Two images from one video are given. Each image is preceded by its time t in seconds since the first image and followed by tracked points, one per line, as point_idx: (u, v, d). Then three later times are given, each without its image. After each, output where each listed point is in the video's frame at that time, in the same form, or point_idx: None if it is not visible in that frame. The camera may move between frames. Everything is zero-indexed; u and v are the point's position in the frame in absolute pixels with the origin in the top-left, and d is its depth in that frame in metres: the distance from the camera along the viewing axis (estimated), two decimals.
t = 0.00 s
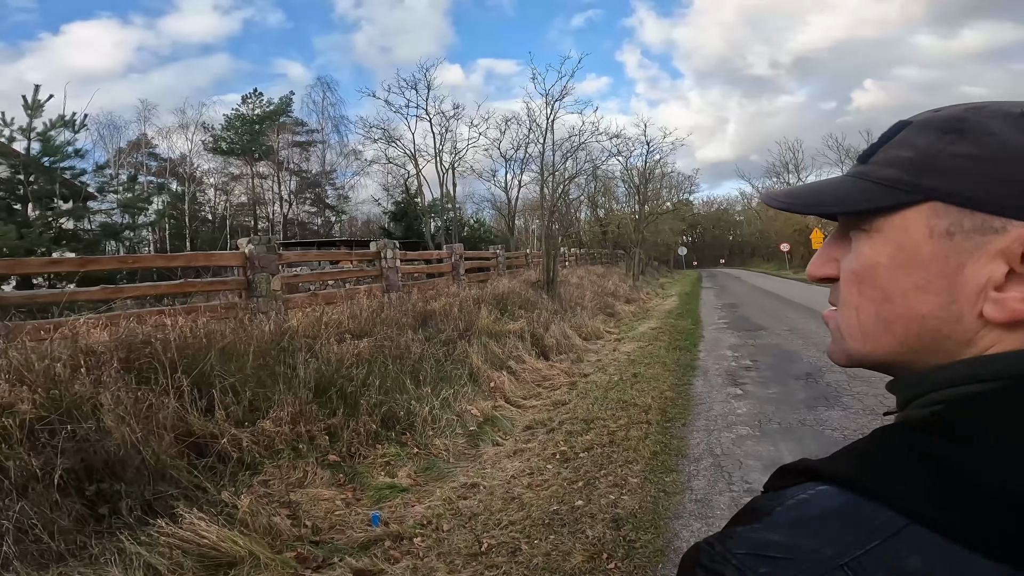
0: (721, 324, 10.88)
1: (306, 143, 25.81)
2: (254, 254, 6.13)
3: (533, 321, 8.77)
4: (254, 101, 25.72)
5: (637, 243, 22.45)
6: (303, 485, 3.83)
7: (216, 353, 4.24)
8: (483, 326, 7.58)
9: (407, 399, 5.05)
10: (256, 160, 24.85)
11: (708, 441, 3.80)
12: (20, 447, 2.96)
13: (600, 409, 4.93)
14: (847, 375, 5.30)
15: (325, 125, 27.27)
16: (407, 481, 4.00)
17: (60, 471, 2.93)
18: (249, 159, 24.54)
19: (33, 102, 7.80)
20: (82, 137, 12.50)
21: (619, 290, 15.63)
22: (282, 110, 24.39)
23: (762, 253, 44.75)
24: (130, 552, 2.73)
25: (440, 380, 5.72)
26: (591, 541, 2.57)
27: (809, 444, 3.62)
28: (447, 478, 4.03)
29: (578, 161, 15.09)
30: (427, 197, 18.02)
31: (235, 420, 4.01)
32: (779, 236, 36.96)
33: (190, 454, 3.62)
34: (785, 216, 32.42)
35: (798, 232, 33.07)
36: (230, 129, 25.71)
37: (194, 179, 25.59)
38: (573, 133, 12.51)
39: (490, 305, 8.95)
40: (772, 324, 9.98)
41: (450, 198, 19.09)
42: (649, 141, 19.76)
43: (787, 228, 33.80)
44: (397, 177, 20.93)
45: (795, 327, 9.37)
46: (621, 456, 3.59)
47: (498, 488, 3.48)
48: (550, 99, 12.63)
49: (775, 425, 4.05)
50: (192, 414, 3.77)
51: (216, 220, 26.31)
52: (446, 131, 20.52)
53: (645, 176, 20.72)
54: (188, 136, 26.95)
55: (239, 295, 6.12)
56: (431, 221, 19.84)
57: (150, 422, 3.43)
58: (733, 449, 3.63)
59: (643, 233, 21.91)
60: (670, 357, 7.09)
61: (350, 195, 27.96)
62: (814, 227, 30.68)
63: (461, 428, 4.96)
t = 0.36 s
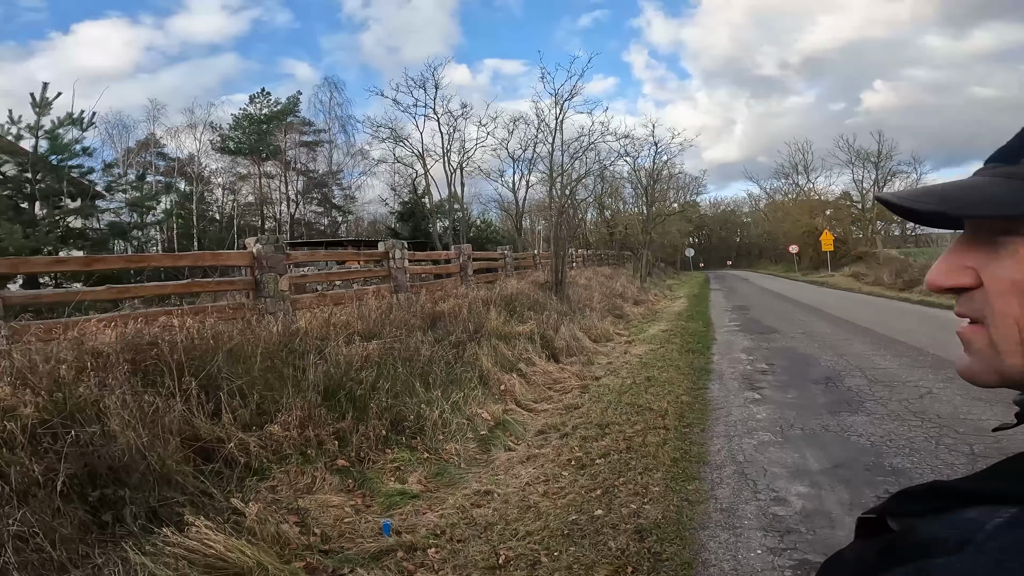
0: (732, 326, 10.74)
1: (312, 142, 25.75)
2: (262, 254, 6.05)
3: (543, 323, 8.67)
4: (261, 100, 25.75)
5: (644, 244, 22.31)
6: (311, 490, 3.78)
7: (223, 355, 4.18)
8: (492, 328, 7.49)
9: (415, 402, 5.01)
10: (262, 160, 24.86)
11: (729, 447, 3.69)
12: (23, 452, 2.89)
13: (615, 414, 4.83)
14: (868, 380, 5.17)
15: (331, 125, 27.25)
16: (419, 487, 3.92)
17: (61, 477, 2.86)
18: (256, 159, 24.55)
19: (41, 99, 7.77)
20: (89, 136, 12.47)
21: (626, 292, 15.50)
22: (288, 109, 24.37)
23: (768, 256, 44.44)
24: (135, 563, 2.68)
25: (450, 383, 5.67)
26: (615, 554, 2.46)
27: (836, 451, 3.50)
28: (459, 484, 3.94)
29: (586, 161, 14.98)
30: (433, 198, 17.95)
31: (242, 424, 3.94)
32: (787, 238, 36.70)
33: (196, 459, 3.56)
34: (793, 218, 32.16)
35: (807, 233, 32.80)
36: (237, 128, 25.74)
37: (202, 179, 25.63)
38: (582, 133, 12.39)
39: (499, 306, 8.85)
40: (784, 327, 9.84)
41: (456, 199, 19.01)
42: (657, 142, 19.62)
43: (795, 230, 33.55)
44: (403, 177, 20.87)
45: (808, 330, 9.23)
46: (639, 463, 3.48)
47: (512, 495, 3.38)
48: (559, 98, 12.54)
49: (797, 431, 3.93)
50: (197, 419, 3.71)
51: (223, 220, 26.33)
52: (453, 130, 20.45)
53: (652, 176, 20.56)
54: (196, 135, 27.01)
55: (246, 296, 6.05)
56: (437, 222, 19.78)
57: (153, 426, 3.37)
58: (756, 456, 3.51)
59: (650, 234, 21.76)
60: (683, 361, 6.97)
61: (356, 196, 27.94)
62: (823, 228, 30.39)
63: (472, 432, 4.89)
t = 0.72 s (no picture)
0: (740, 328, 10.64)
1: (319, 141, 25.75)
2: (267, 254, 6.03)
3: (549, 323, 8.61)
4: (268, 100, 25.83)
5: (650, 245, 22.19)
6: (316, 492, 3.74)
7: (228, 354, 4.15)
8: (498, 328, 7.44)
9: (421, 403, 4.98)
10: (269, 160, 24.91)
11: (741, 451, 3.62)
12: (25, 453, 2.86)
13: (623, 416, 4.77)
14: (880, 383, 5.09)
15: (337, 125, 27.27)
16: (424, 489, 3.88)
17: (63, 478, 2.83)
18: (263, 159, 24.59)
19: (49, 97, 7.78)
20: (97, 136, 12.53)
21: (632, 293, 15.43)
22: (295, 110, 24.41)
23: (775, 257, 44.19)
24: (135, 567, 2.64)
25: (456, 384, 5.63)
26: (625, 560, 2.40)
27: (850, 454, 3.43)
28: (464, 487, 3.88)
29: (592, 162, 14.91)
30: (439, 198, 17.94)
31: (246, 424, 3.91)
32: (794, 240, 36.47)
33: (200, 460, 3.53)
34: (800, 219, 31.94)
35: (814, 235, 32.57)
36: (244, 128, 25.82)
37: (209, 179, 25.73)
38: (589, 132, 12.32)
39: (505, 306, 8.81)
40: (793, 329, 9.75)
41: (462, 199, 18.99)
42: (664, 142, 19.51)
43: (802, 231, 33.33)
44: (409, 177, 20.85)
45: (818, 332, 9.13)
46: (649, 466, 3.42)
47: (518, 499, 3.32)
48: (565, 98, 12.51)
49: (809, 434, 3.86)
50: (202, 420, 3.69)
51: (229, 219, 26.42)
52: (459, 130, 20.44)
53: (658, 177, 20.46)
54: (203, 135, 27.12)
55: (252, 295, 6.03)
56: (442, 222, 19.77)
57: (157, 426, 3.34)
58: (768, 460, 3.44)
59: (657, 235, 21.64)
60: (691, 363, 6.89)
61: (362, 195, 27.96)
62: (831, 230, 30.16)
63: (478, 434, 4.84)
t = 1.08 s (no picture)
0: (750, 329, 10.50)
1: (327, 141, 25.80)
2: (272, 253, 6.01)
3: (555, 324, 8.54)
4: (279, 101, 25.98)
5: (659, 245, 22.04)
6: (315, 494, 3.70)
7: (230, 354, 4.13)
8: (504, 329, 7.39)
9: (424, 404, 4.93)
10: (278, 160, 25.00)
11: (748, 455, 3.53)
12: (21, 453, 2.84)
13: (629, 419, 4.69)
14: (892, 387, 4.97)
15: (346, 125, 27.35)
16: (424, 491, 3.83)
17: (58, 478, 2.81)
18: (272, 158, 24.69)
19: (58, 96, 7.83)
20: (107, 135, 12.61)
21: (640, 294, 15.32)
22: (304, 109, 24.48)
23: (785, 258, 43.80)
24: (126, 568, 2.61)
25: (460, 385, 5.59)
26: (625, 567, 2.33)
27: (861, 459, 3.34)
28: (465, 489, 3.83)
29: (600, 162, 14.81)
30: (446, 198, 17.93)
31: (247, 424, 3.88)
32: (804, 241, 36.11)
33: (199, 460, 3.50)
34: (811, 220, 31.56)
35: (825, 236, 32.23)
36: (253, 128, 25.97)
37: (220, 178, 25.90)
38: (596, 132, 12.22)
39: (511, 307, 8.75)
40: (804, 331, 9.61)
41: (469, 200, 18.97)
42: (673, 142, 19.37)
43: (813, 232, 33.00)
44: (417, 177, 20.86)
45: (829, 334, 8.98)
46: (653, 470, 3.35)
47: (519, 503, 3.26)
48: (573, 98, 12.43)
49: (819, 439, 3.77)
50: (202, 420, 3.66)
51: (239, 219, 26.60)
52: (467, 130, 20.41)
53: (667, 177, 20.31)
54: (213, 135, 27.31)
55: (257, 294, 6.01)
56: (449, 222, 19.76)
57: (155, 426, 3.32)
58: (776, 465, 3.36)
59: (665, 235, 21.49)
60: (698, 364, 6.80)
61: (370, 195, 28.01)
62: (842, 231, 29.81)
63: (481, 435, 4.79)
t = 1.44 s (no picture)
0: (795, 333, 10.09)
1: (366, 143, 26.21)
2: (309, 255, 6.13)
3: (590, 326, 8.41)
4: (320, 106, 26.66)
5: (699, 247, 21.49)
6: (341, 495, 3.73)
7: (265, 355, 4.23)
8: (536, 331, 7.31)
9: (453, 407, 4.91)
10: (320, 163, 25.63)
11: (786, 465, 3.35)
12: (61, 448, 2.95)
13: (662, 425, 4.54)
14: (950, 395, 4.63)
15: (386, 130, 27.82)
16: (449, 496, 3.80)
17: (95, 475, 2.92)
18: (314, 162, 25.27)
19: (110, 102, 8.22)
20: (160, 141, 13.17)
21: (680, 296, 14.95)
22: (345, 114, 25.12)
23: (836, 259, 41.97)
24: (151, 565, 2.67)
25: (490, 388, 5.55)
26: None
27: (911, 471, 3.11)
28: (490, 494, 3.78)
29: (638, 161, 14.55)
30: (482, 201, 18.01)
31: (278, 425, 3.95)
32: (856, 241, 34.52)
33: (231, 459, 3.58)
34: (864, 219, 30.16)
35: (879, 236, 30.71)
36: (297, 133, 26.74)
37: (267, 183, 26.83)
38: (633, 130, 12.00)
39: (545, 309, 8.66)
40: (853, 335, 9.14)
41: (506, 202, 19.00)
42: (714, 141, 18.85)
43: (865, 232, 31.47)
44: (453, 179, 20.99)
45: (881, 338, 8.50)
46: (683, 479, 3.21)
47: (542, 510, 3.18)
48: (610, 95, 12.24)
49: (865, 449, 3.53)
50: (235, 420, 3.75)
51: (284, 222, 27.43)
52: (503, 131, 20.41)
53: (708, 176, 19.79)
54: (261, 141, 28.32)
55: (294, 296, 6.15)
56: (485, 224, 19.86)
57: (190, 426, 3.42)
58: (816, 475, 3.17)
59: (706, 236, 20.93)
60: (738, 369, 6.55)
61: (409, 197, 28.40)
62: (896, 231, 28.35)
63: (509, 438, 4.74)
